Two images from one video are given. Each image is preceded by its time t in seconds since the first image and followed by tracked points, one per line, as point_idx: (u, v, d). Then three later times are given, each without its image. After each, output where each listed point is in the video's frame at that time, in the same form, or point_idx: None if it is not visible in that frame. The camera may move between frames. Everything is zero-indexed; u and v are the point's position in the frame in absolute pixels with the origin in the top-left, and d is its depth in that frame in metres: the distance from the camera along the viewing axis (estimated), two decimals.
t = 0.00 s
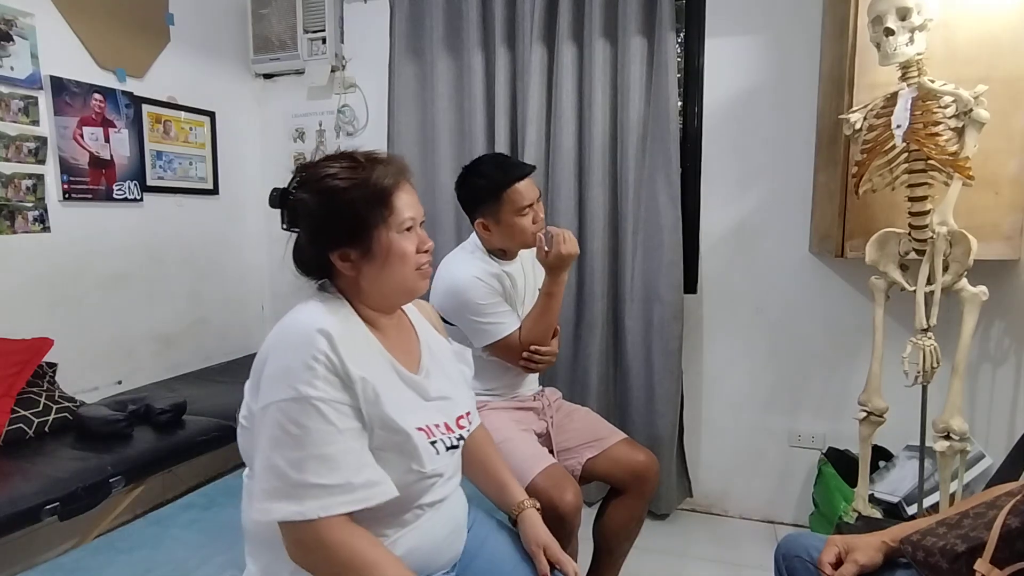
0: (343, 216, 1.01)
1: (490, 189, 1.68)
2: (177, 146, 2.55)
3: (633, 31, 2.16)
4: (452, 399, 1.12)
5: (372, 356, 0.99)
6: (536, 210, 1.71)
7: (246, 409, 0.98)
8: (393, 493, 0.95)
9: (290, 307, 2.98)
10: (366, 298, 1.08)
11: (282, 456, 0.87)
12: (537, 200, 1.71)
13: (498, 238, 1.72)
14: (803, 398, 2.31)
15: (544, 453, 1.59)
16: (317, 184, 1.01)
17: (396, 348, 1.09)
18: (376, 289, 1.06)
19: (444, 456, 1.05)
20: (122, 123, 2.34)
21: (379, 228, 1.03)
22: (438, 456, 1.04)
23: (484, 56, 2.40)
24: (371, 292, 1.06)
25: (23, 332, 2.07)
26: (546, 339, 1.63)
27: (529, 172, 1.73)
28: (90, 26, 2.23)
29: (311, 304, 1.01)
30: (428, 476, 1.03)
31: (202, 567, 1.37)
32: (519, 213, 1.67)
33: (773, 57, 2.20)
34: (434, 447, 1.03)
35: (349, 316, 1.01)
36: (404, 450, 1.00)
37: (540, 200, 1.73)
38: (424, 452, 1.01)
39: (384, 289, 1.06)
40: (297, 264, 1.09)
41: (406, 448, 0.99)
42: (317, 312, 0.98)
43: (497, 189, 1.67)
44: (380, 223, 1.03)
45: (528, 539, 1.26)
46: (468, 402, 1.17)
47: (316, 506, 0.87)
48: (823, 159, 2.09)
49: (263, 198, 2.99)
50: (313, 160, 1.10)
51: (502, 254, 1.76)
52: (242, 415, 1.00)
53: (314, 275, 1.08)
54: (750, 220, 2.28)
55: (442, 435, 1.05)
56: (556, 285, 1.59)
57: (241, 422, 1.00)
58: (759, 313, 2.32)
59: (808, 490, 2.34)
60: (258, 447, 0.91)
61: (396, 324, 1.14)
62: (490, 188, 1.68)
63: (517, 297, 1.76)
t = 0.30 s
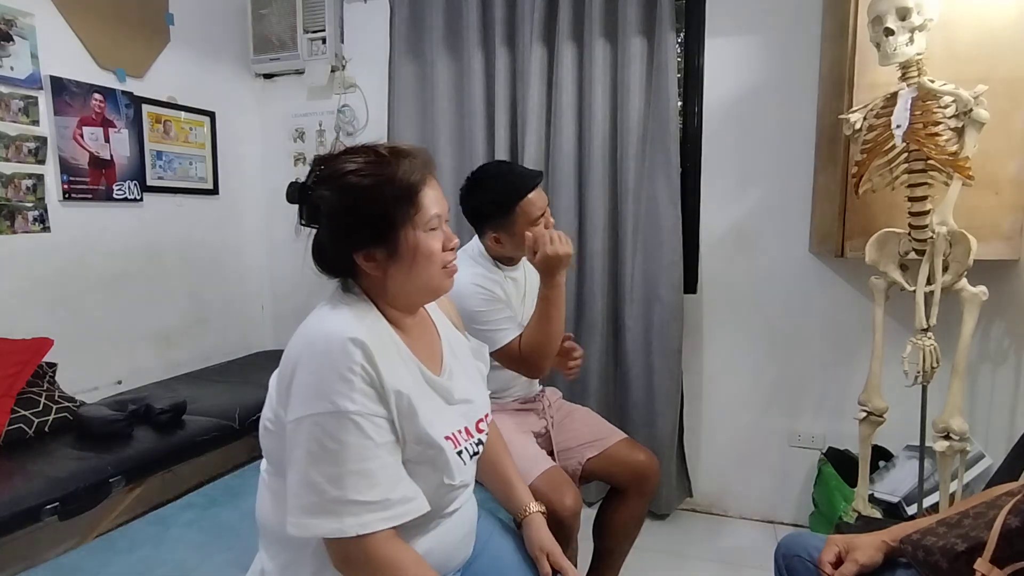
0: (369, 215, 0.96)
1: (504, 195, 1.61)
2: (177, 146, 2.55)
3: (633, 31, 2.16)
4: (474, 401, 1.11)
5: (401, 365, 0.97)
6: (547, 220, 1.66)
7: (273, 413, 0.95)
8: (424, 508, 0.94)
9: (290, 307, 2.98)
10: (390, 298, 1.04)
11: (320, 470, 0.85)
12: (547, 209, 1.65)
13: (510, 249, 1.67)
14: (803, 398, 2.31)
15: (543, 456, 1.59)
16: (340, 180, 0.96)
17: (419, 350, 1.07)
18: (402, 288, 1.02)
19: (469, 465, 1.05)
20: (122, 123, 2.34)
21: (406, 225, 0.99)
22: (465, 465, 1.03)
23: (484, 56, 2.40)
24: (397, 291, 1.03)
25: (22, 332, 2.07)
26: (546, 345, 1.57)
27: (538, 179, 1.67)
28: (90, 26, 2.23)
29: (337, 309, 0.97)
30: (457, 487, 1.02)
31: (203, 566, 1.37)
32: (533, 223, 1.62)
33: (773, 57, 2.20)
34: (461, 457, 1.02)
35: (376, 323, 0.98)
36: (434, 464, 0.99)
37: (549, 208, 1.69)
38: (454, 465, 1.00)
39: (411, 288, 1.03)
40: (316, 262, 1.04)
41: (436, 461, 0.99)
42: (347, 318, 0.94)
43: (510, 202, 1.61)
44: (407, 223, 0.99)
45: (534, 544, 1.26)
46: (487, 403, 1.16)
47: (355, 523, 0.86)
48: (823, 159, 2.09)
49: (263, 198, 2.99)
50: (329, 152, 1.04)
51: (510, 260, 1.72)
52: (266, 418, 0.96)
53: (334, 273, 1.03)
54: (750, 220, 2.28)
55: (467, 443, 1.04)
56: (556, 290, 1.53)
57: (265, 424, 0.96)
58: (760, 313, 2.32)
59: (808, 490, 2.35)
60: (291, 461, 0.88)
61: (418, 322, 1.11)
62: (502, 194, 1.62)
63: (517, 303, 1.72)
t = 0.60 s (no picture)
0: (391, 218, 0.96)
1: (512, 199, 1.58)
2: (177, 146, 2.55)
3: (633, 31, 2.16)
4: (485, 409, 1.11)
5: (416, 375, 0.97)
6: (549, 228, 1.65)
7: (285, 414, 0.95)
8: (431, 523, 0.94)
9: (290, 307, 2.98)
10: (409, 301, 1.03)
11: (329, 480, 0.85)
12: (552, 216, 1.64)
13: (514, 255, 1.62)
14: (803, 398, 2.31)
15: (545, 458, 1.59)
16: (362, 182, 0.95)
17: (434, 355, 1.07)
18: (421, 292, 1.02)
19: (479, 475, 1.04)
20: (122, 122, 2.34)
21: (427, 229, 0.98)
22: (475, 476, 1.02)
23: (485, 56, 2.40)
24: (416, 294, 1.02)
25: (23, 332, 2.07)
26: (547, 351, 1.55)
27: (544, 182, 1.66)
28: (90, 26, 2.23)
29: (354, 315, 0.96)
30: (467, 499, 1.02)
31: (203, 566, 1.37)
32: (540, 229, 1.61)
33: (773, 57, 2.20)
34: (471, 468, 1.01)
35: (394, 333, 0.97)
36: (443, 477, 0.99)
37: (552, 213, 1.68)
38: (462, 478, 0.99)
39: (431, 292, 1.02)
40: (335, 262, 1.03)
41: (446, 474, 0.98)
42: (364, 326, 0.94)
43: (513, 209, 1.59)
44: (428, 228, 0.98)
45: (535, 552, 1.25)
46: (499, 411, 1.16)
47: (359, 535, 0.86)
48: (823, 159, 2.09)
49: (263, 198, 2.99)
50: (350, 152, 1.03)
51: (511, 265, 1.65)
52: (278, 418, 0.96)
53: (353, 274, 1.02)
54: (750, 220, 2.28)
55: (478, 453, 1.04)
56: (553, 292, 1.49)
57: (276, 424, 0.96)
58: (760, 313, 2.32)
59: (808, 490, 2.35)
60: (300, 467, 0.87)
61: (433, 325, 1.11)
62: (506, 199, 1.58)
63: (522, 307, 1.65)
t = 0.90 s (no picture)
0: (416, 217, 0.96)
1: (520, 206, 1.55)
2: (177, 146, 2.55)
3: (633, 31, 2.16)
4: (491, 417, 1.11)
5: (427, 384, 0.96)
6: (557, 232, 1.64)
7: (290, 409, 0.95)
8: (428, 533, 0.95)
9: (291, 307, 2.98)
10: (425, 303, 1.02)
11: (326, 484, 0.86)
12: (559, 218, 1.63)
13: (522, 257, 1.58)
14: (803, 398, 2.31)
15: (545, 459, 1.59)
16: (393, 181, 0.96)
17: (443, 361, 1.06)
18: (437, 296, 1.01)
19: (483, 486, 1.04)
20: (122, 122, 2.34)
21: (451, 231, 0.98)
22: (479, 486, 1.02)
23: (485, 56, 2.40)
24: (433, 296, 1.01)
25: (23, 332, 2.07)
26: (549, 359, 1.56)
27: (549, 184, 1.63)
28: (90, 26, 2.23)
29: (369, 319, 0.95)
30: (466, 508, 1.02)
31: (203, 565, 1.37)
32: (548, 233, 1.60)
33: (773, 57, 2.20)
34: (475, 477, 1.01)
35: (408, 339, 0.96)
36: (446, 486, 0.98)
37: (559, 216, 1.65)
38: (466, 488, 0.99)
39: (447, 295, 1.01)
40: (358, 260, 1.03)
41: (449, 484, 0.98)
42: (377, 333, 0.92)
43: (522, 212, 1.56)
44: (452, 232, 0.98)
45: (534, 558, 1.25)
46: (503, 419, 1.16)
47: (352, 541, 0.86)
48: (823, 159, 2.09)
49: (263, 197, 2.98)
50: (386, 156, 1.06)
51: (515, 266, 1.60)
52: (282, 412, 0.97)
53: (374, 271, 1.02)
54: (750, 220, 2.28)
55: (484, 463, 1.04)
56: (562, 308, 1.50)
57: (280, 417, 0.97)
58: (760, 313, 2.32)
59: (808, 490, 2.35)
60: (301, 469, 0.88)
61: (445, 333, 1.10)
62: (514, 202, 1.55)
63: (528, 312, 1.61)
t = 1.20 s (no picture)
0: (481, 259, 0.81)
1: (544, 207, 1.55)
2: (177, 146, 2.55)
3: (633, 31, 2.16)
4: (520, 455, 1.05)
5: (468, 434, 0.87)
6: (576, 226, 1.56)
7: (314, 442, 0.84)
8: None
9: (291, 307, 2.98)
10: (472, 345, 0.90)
11: (357, 546, 0.80)
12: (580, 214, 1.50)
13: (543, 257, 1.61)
14: (803, 398, 2.31)
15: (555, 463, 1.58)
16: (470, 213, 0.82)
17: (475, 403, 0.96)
18: (481, 344, 0.88)
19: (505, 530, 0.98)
20: (122, 122, 2.34)
21: (525, 293, 0.83)
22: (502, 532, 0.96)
23: (484, 56, 2.40)
24: (477, 343, 0.88)
25: (22, 332, 2.07)
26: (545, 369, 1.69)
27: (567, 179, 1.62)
28: (90, 26, 2.23)
29: (414, 366, 0.83)
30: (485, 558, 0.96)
31: (202, 565, 1.37)
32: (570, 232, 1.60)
33: (773, 57, 2.20)
34: (499, 528, 0.94)
35: (455, 383, 0.86)
36: (470, 542, 0.91)
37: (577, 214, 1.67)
38: (490, 542, 0.92)
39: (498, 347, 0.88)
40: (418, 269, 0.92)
41: (474, 541, 0.91)
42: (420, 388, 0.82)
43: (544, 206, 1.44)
44: (516, 289, 0.82)
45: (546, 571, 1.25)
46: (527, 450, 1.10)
47: None
48: (823, 159, 2.09)
49: (263, 197, 2.99)
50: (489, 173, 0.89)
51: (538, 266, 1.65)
52: (305, 435, 0.86)
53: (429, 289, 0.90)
54: (750, 220, 2.28)
55: (508, 506, 0.98)
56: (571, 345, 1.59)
57: (302, 440, 0.86)
58: (760, 313, 2.32)
59: (808, 490, 2.35)
60: (333, 519, 0.81)
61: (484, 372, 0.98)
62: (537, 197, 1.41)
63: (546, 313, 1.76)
